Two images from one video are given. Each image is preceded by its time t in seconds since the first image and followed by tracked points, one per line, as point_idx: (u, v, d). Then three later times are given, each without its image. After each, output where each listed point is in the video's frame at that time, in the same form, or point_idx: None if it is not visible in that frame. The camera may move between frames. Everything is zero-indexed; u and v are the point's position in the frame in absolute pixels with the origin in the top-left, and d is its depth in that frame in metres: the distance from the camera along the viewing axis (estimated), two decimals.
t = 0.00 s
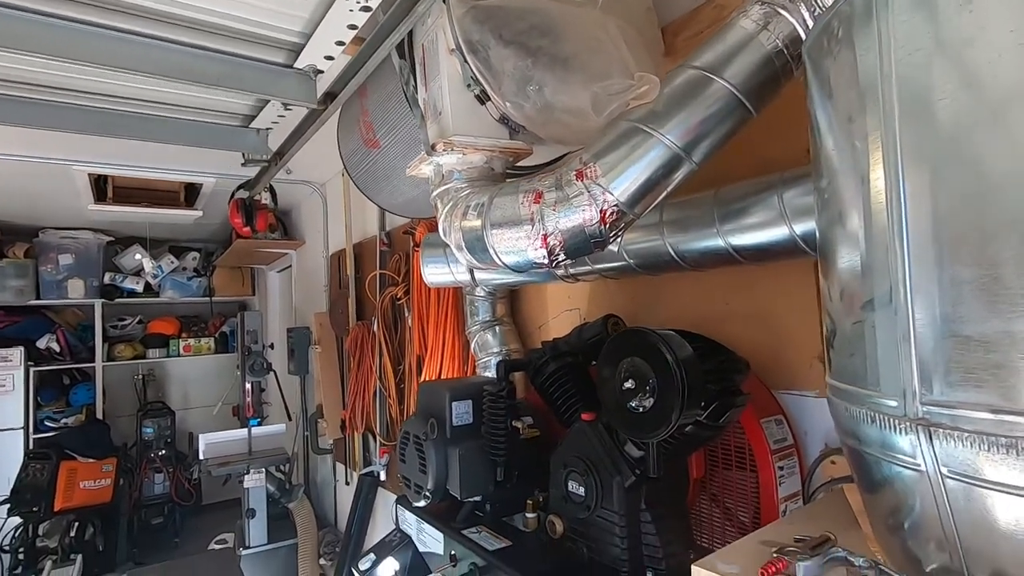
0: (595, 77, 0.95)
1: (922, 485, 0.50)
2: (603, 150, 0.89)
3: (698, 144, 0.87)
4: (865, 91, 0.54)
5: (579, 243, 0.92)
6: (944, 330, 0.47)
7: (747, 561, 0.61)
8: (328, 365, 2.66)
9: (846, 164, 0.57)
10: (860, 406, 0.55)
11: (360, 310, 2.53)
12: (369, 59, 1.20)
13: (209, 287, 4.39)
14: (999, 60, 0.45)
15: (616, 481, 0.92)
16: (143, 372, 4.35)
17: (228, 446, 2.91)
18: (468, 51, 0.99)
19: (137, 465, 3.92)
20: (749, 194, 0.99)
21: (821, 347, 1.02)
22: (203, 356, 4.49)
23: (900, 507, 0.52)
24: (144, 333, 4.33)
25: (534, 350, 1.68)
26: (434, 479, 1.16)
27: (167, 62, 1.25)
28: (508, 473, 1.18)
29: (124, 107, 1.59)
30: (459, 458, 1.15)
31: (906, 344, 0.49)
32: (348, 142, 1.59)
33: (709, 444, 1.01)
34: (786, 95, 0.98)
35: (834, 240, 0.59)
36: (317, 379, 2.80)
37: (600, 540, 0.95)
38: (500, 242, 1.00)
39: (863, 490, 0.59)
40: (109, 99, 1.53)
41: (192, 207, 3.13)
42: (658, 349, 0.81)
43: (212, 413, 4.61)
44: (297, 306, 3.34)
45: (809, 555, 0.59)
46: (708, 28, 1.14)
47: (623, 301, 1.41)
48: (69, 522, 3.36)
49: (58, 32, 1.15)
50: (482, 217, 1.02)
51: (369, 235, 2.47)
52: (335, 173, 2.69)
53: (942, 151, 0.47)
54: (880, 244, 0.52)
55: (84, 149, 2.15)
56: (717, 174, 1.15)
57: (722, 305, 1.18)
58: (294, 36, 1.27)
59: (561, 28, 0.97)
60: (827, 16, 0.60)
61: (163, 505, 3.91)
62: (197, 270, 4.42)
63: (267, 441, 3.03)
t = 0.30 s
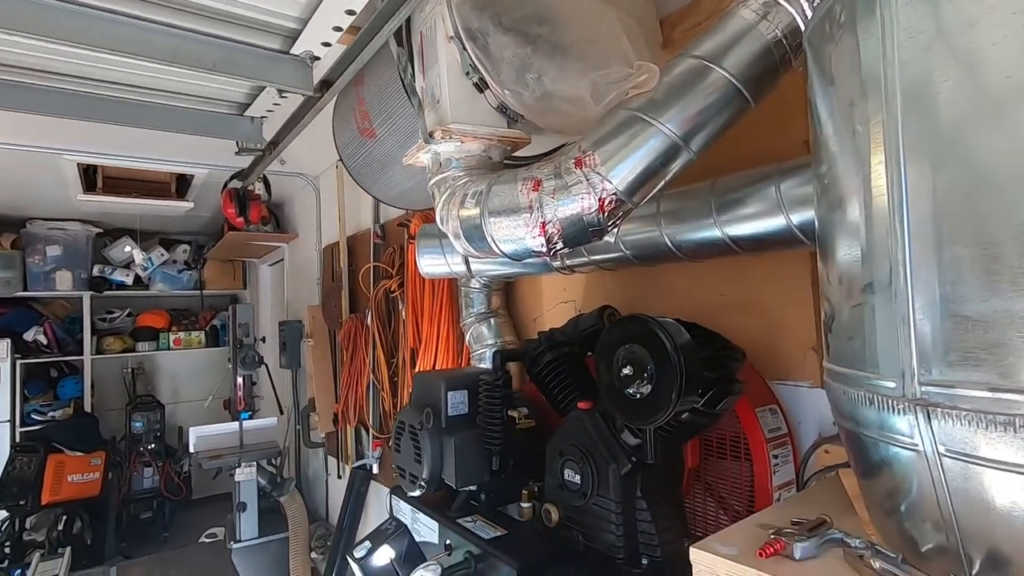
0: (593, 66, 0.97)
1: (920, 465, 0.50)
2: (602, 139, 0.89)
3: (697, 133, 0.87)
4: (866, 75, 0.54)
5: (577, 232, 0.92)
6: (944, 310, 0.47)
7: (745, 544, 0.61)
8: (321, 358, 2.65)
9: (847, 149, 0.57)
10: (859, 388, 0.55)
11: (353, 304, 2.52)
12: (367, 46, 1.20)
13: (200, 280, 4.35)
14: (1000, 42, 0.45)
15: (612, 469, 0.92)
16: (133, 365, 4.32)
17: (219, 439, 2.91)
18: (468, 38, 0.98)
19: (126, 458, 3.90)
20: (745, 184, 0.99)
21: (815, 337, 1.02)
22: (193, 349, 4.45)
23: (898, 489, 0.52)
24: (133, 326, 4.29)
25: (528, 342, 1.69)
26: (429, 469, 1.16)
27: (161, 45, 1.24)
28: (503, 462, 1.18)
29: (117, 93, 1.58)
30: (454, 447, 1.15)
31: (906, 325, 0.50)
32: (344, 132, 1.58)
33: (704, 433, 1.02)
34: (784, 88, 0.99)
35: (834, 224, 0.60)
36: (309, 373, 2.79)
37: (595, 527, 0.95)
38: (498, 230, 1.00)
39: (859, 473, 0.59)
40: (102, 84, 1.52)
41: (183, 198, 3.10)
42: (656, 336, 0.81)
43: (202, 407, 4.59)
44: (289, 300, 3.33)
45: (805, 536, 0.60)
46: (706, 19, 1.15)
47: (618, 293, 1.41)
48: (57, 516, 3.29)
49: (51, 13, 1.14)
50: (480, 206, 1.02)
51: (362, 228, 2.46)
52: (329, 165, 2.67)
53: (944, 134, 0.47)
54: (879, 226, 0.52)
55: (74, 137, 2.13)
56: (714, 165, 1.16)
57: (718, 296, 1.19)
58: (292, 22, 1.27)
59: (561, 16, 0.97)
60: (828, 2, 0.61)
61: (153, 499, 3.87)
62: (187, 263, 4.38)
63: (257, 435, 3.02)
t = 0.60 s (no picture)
0: (597, 48, 0.97)
1: (928, 437, 0.50)
2: (606, 121, 0.89)
3: (700, 116, 0.87)
4: (877, 49, 0.54)
5: (580, 215, 0.92)
6: (955, 280, 0.47)
7: (751, 519, 0.61)
8: (315, 349, 2.64)
9: (855, 123, 0.57)
10: (867, 361, 0.55)
11: (348, 295, 2.51)
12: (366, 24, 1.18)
13: (191, 272, 4.33)
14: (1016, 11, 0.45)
15: (614, 452, 0.92)
16: (123, 358, 4.30)
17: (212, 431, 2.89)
18: (469, 19, 0.94)
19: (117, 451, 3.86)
20: (747, 168, 0.99)
21: (815, 322, 1.03)
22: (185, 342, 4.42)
23: (906, 464, 0.52)
24: (124, 319, 4.25)
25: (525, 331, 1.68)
26: (428, 455, 1.15)
27: (158, 25, 1.23)
28: (503, 448, 1.18)
29: (112, 77, 1.56)
30: (454, 433, 1.14)
31: (916, 297, 0.50)
32: (341, 120, 1.56)
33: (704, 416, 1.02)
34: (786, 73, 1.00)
35: (842, 201, 0.59)
36: (303, 365, 2.78)
37: (596, 510, 0.95)
38: (501, 213, 0.99)
39: (865, 449, 0.60)
40: (97, 67, 1.50)
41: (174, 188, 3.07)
42: (661, 316, 0.81)
43: (193, 400, 4.56)
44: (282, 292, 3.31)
45: (810, 511, 0.60)
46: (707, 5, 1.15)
47: (615, 280, 1.41)
48: (47, 509, 3.28)
49: None
50: (481, 188, 1.01)
51: (357, 218, 2.45)
52: (323, 155, 2.65)
53: (957, 105, 0.47)
54: (889, 198, 0.52)
55: (66, 124, 2.11)
56: (714, 152, 1.16)
57: (717, 283, 1.19)
58: (289, 2, 1.24)
59: None
60: None
61: (144, 493, 3.85)
62: (179, 255, 4.35)
63: (251, 427, 3.01)
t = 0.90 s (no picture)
0: (599, 18, 0.95)
1: (934, 406, 0.50)
2: (608, 94, 0.87)
3: (702, 90, 0.85)
4: (890, 11, 0.52)
5: (581, 189, 0.90)
6: (967, 246, 0.47)
7: (754, 490, 0.61)
8: (311, 332, 2.63)
9: (864, 89, 0.56)
10: (872, 331, 0.55)
11: (344, 278, 2.50)
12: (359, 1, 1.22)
13: (185, 256, 4.30)
14: None
15: (614, 428, 0.92)
16: (117, 342, 4.28)
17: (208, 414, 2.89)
18: None
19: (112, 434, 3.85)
20: (750, 143, 0.98)
21: (815, 299, 1.02)
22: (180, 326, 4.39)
23: (911, 435, 0.52)
24: (117, 302, 4.22)
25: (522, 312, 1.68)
26: (426, 433, 1.15)
27: None
28: (502, 426, 1.18)
29: (103, 50, 1.54)
30: (453, 411, 1.14)
31: (927, 264, 0.49)
32: (335, 97, 1.54)
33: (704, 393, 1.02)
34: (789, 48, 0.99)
35: (849, 172, 0.58)
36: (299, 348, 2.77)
37: (596, 486, 0.95)
38: (500, 187, 0.98)
39: (867, 421, 0.59)
40: (87, 39, 1.48)
41: (166, 169, 3.04)
42: (664, 290, 0.80)
43: (189, 384, 4.56)
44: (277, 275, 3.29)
45: (813, 481, 0.60)
46: None
47: (614, 260, 1.40)
48: (43, 492, 3.32)
49: None
50: (481, 163, 1.00)
51: (352, 200, 2.43)
52: (318, 136, 2.62)
53: (972, 66, 0.47)
54: (899, 164, 0.52)
55: (55, 102, 2.07)
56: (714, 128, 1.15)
57: (716, 262, 1.18)
58: None
59: None
60: None
61: (141, 477, 3.88)
62: (172, 238, 4.31)
63: (247, 410, 3.01)
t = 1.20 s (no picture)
0: None
1: (950, 373, 0.50)
2: (616, 64, 0.85)
3: (712, 60, 0.83)
4: None
5: (588, 161, 0.89)
6: (988, 209, 0.46)
7: (765, 459, 0.61)
8: (309, 312, 2.62)
9: (883, 52, 0.54)
10: (887, 298, 0.54)
11: (342, 258, 2.48)
12: None
13: (180, 236, 4.27)
14: None
15: (619, 402, 0.91)
16: (113, 323, 4.26)
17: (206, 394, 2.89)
18: None
19: (109, 414, 3.83)
20: (758, 116, 0.97)
21: (821, 274, 1.02)
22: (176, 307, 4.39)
23: (925, 402, 0.52)
24: (112, 283, 4.18)
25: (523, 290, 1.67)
26: (429, 409, 1.15)
27: None
28: (505, 402, 1.18)
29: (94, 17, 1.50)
30: (455, 387, 1.13)
31: (947, 229, 0.49)
32: (333, 70, 1.51)
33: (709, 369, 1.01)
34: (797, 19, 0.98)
35: (865, 138, 0.57)
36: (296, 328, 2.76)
37: (601, 460, 0.95)
38: (506, 159, 0.96)
39: (878, 390, 0.59)
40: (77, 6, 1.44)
41: (160, 147, 3.00)
42: (672, 263, 0.79)
43: (185, 366, 4.55)
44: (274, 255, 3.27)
45: (824, 449, 0.60)
46: None
47: (616, 238, 1.40)
48: (42, 471, 3.31)
49: None
50: (486, 135, 0.98)
51: (350, 178, 2.40)
52: (314, 113, 2.58)
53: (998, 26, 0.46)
54: (919, 128, 0.51)
55: (46, 76, 2.03)
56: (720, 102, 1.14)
57: (721, 238, 1.17)
58: None
59: None
60: None
61: (139, 457, 3.88)
62: (166, 219, 4.28)
63: (246, 390, 3.01)
